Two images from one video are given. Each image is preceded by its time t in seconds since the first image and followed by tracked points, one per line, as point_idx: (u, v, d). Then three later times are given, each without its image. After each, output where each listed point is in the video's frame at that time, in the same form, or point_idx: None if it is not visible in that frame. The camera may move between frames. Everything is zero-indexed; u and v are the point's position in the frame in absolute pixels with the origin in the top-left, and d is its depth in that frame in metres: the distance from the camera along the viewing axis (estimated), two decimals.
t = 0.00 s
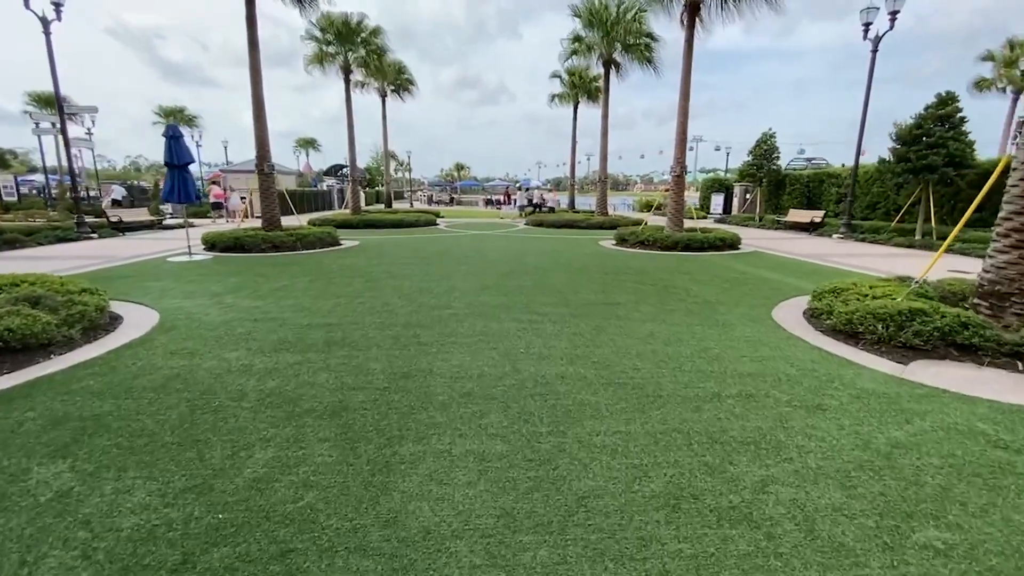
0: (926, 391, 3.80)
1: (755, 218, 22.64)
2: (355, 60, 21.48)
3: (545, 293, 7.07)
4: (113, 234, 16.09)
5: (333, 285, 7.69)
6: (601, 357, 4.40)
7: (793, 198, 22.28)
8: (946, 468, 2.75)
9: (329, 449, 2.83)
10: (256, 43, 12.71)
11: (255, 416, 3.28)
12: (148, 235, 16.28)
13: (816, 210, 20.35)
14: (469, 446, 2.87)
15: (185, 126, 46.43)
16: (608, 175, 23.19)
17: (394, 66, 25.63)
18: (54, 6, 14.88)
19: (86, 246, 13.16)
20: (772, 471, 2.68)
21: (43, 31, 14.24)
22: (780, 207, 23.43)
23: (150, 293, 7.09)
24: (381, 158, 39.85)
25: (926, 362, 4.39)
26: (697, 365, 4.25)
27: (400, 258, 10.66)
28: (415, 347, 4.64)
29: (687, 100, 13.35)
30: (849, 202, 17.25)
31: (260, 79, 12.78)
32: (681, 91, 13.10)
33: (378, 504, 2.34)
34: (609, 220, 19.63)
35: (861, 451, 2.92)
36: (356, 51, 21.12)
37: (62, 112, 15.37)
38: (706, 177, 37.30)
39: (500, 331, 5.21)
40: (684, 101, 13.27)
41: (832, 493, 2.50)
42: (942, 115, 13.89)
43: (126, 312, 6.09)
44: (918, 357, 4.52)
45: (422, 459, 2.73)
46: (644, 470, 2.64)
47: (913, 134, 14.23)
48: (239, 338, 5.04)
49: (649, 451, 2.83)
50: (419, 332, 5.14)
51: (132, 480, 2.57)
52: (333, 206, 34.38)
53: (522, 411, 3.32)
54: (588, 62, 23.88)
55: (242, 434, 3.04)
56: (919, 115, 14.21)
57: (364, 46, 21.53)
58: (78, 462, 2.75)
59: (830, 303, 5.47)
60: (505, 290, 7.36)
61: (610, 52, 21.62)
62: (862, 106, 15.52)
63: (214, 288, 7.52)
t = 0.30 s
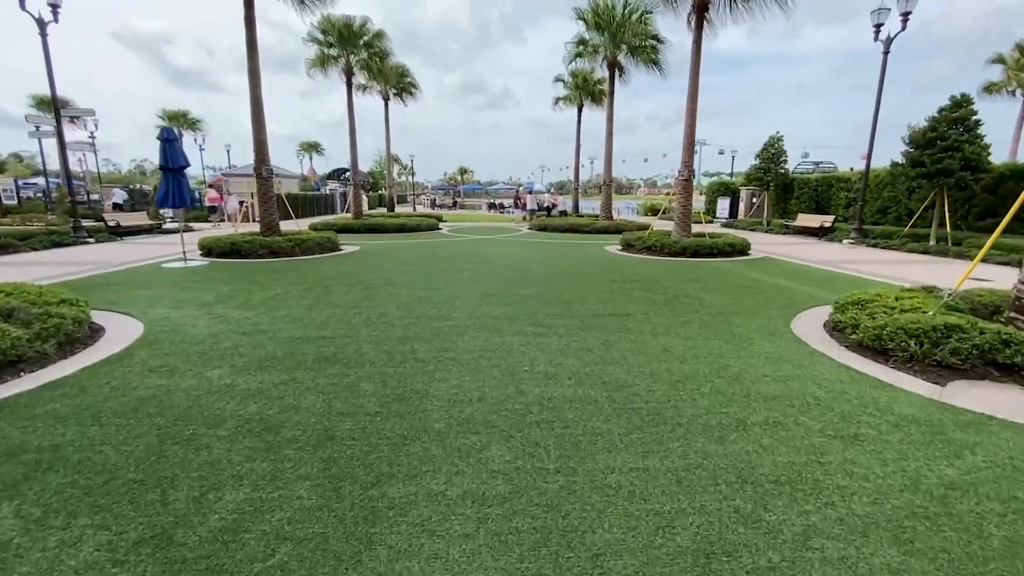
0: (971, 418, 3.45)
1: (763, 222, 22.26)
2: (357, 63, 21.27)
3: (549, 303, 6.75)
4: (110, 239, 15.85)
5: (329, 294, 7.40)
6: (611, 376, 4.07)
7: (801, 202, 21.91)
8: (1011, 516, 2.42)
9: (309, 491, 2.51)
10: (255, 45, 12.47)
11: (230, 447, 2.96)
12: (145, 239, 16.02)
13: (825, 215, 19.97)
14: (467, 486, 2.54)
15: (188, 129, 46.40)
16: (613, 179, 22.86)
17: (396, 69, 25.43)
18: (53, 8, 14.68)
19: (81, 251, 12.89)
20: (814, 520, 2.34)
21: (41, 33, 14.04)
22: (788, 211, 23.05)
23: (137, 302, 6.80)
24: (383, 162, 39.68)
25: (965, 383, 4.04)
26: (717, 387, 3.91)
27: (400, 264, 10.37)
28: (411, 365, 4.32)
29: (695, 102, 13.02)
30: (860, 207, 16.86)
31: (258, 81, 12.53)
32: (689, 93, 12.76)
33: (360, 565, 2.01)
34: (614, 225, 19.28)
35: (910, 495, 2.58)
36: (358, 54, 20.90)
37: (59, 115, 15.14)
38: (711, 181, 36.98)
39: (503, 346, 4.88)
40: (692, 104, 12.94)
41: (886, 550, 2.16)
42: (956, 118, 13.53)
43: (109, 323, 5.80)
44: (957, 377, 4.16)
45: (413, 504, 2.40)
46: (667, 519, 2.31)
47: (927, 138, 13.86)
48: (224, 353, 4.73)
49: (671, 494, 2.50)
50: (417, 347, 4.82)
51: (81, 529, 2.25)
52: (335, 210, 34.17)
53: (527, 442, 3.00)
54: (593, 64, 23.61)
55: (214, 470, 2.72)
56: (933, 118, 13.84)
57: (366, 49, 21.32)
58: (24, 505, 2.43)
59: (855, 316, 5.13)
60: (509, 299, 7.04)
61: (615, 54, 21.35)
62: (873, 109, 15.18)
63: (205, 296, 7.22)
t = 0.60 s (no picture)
0: None
1: (772, 227, 21.86)
2: (361, 65, 21.08)
3: (558, 311, 6.41)
4: (110, 242, 15.63)
5: (327, 301, 7.10)
6: (628, 394, 3.73)
7: (811, 207, 21.50)
8: None
9: (289, 533, 2.19)
10: (255, 46, 12.24)
11: (205, 478, 2.64)
12: (145, 243, 15.79)
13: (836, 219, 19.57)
14: (469, 530, 2.22)
15: (193, 132, 46.44)
16: (619, 183, 22.54)
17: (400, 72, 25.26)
18: (54, 9, 14.54)
19: (79, 255, 12.66)
20: None
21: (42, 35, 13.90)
22: (797, 215, 22.65)
23: (127, 310, 6.52)
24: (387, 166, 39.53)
25: (1015, 402, 3.70)
26: (742, 407, 3.59)
27: (402, 269, 10.06)
28: (410, 380, 4.01)
29: (705, 103, 12.70)
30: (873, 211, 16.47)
31: (259, 83, 12.31)
32: (699, 94, 12.42)
33: None
34: (621, 229, 18.94)
35: (980, 540, 2.23)
36: (361, 56, 20.72)
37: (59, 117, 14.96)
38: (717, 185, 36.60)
39: (508, 357, 4.59)
40: (702, 105, 12.62)
41: None
42: (974, 120, 13.13)
43: (94, 332, 5.52)
44: (1006, 396, 3.80)
45: (407, 551, 2.08)
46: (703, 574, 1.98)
47: (944, 140, 13.47)
48: (211, 366, 4.43)
49: (705, 541, 2.17)
50: (417, 360, 4.50)
51: None
52: (338, 214, 33.97)
53: (537, 474, 2.68)
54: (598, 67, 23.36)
55: (183, 507, 2.40)
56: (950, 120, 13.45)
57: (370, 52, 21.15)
58: None
59: (886, 328, 4.79)
60: (514, 307, 6.72)
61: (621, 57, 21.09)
62: (887, 111, 14.82)
63: (198, 303, 6.93)
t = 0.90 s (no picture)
0: None
1: (782, 232, 21.44)
2: (364, 68, 20.81)
3: (568, 322, 6.05)
4: (109, 246, 15.36)
5: (326, 309, 6.77)
6: (652, 419, 3.37)
7: (822, 211, 21.07)
8: None
9: None
10: (256, 46, 11.96)
11: (174, 523, 2.30)
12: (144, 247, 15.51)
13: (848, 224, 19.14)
14: None
15: (197, 135, 46.36)
16: (626, 187, 22.16)
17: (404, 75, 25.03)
18: (54, 11, 14.36)
19: (76, 259, 12.40)
20: None
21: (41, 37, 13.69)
22: (808, 220, 22.22)
23: (116, 319, 6.20)
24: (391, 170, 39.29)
25: None
26: (781, 434, 3.22)
27: (405, 275, 9.73)
28: (410, 401, 3.66)
29: (717, 105, 12.34)
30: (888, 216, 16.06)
31: (259, 84, 12.05)
32: (711, 95, 12.06)
33: None
34: (628, 234, 18.55)
35: None
36: (365, 59, 20.45)
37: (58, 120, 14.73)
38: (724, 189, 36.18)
39: (517, 374, 4.22)
40: (714, 107, 12.25)
41: None
42: (995, 122, 12.73)
43: (78, 343, 5.19)
44: None
45: None
46: None
47: (963, 143, 13.08)
48: (196, 382, 4.09)
49: None
50: (418, 377, 4.15)
51: None
52: (341, 218, 33.71)
53: (556, 520, 2.31)
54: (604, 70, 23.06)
55: (145, 562, 2.06)
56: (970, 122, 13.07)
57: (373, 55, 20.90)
58: None
59: (929, 343, 4.42)
60: (521, 316, 6.37)
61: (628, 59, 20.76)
62: (903, 113, 14.44)
63: (191, 312, 6.60)
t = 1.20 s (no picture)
0: None
1: (791, 236, 21.07)
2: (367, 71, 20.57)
3: (576, 333, 5.74)
4: (108, 251, 15.13)
5: (323, 318, 6.49)
6: (674, 447, 3.04)
7: (832, 215, 20.71)
8: None
9: None
10: (255, 48, 11.73)
11: None
12: (143, 252, 15.28)
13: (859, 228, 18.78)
14: None
15: (202, 140, 46.32)
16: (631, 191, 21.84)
17: (407, 78, 24.85)
18: (53, 13, 14.23)
19: (73, 265, 12.16)
20: None
21: (41, 40, 13.57)
22: (817, 224, 21.84)
23: (104, 329, 5.92)
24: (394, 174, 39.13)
25: None
26: (820, 467, 2.89)
27: (407, 282, 9.45)
28: (407, 424, 3.35)
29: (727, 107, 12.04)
30: (902, 220, 15.70)
31: (259, 87, 11.83)
32: (722, 96, 11.74)
33: None
34: (634, 238, 18.23)
35: None
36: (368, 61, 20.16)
37: (57, 123, 14.55)
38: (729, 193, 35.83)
39: (524, 393, 3.91)
40: (725, 109, 11.93)
41: None
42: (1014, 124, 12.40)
43: (58, 357, 4.90)
44: None
45: None
46: None
47: (981, 145, 12.74)
48: (179, 402, 3.80)
49: None
50: (417, 396, 3.83)
51: None
52: (344, 222, 33.52)
53: None
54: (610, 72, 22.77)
55: None
56: (987, 123, 12.73)
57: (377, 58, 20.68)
58: None
59: (970, 359, 4.11)
60: (528, 326, 6.06)
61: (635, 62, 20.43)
62: (918, 115, 14.11)
63: (182, 321, 6.31)
